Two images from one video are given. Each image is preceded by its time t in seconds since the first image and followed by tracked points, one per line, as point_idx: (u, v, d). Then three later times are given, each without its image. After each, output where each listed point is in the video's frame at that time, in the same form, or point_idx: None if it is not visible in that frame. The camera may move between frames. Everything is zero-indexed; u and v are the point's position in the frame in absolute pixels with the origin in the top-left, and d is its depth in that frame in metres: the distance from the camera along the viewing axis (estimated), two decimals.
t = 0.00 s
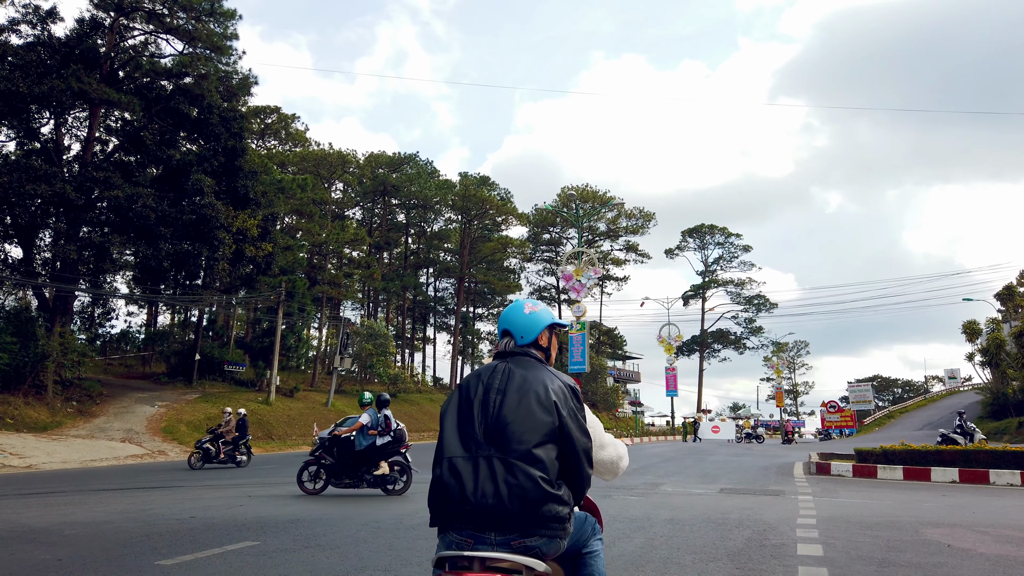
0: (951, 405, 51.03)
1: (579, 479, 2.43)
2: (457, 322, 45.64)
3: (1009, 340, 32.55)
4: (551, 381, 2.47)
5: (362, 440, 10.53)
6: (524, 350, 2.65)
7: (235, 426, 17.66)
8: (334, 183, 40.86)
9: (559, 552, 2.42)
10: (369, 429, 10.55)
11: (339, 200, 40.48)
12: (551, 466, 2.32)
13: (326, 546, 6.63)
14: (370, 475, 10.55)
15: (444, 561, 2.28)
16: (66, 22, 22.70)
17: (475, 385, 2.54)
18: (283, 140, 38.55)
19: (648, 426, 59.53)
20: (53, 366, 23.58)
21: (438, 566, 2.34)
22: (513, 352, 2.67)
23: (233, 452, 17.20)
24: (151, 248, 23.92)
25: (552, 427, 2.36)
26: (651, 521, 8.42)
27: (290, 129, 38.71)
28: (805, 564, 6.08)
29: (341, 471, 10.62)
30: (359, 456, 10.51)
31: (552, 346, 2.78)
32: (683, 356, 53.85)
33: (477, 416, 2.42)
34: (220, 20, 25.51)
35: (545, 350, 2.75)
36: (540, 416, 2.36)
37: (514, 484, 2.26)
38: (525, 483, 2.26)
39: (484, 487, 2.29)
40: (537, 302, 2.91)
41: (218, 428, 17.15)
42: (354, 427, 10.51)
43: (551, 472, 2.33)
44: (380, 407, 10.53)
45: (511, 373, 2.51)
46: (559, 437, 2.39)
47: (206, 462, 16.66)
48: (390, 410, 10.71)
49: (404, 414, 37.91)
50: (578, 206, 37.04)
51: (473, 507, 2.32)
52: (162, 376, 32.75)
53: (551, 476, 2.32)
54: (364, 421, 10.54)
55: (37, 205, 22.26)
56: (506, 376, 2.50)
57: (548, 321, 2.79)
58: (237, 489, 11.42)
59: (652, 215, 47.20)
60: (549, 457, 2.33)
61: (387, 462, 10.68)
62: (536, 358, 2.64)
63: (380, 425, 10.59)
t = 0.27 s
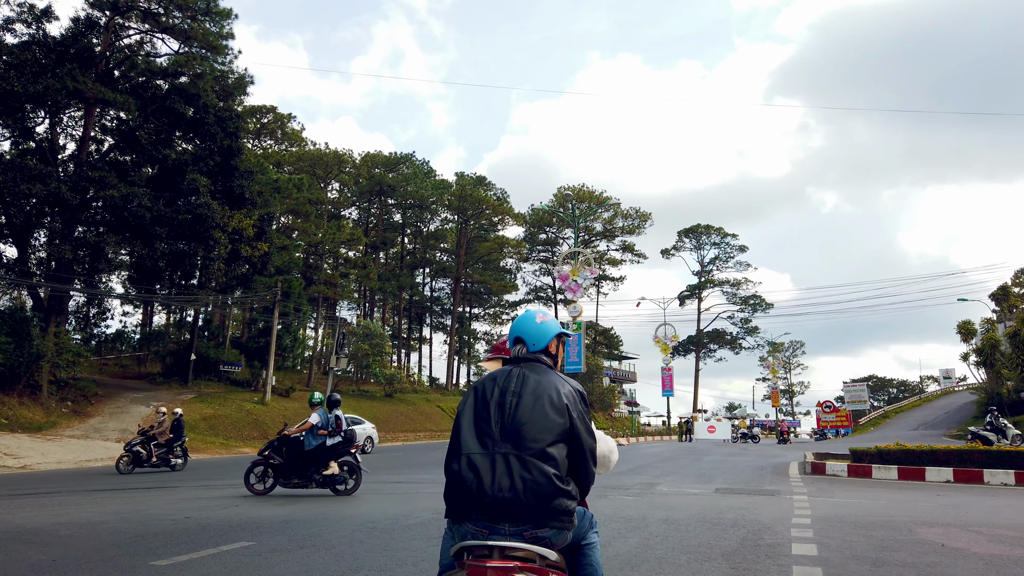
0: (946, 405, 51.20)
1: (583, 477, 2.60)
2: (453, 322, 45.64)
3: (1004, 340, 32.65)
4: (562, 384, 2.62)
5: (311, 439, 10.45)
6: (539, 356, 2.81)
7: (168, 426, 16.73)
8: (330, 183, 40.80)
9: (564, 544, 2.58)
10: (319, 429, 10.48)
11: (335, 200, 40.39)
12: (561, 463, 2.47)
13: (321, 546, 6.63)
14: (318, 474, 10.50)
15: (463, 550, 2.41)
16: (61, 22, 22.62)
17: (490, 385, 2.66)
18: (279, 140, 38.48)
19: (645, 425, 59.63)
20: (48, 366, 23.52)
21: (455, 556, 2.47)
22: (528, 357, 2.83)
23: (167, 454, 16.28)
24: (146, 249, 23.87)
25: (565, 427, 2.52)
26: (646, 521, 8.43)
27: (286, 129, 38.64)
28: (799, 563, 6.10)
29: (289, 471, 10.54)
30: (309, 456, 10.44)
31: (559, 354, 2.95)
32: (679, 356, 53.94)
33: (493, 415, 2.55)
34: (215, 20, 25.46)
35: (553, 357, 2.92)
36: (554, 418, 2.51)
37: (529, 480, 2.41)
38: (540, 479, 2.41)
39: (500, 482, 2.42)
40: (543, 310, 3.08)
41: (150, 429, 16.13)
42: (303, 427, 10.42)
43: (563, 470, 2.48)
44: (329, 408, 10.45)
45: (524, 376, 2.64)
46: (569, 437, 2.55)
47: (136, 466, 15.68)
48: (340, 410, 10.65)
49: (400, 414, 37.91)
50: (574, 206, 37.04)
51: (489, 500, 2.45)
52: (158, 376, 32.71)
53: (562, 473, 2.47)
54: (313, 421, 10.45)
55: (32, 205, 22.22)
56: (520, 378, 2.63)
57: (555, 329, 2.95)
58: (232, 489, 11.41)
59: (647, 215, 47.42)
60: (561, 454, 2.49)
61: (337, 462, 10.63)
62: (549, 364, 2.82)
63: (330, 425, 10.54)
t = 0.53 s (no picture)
0: (928, 405, 51.74)
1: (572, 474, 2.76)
2: (440, 321, 45.57)
3: (985, 340, 33.04)
4: (557, 388, 2.76)
5: (251, 440, 10.34)
6: (536, 358, 2.96)
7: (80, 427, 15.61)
8: (316, 182, 40.58)
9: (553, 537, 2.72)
10: (260, 429, 10.39)
11: (321, 199, 40.16)
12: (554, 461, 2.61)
13: (306, 546, 6.61)
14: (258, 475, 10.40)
15: (463, 541, 2.51)
16: (44, 18, 22.35)
17: (486, 387, 2.78)
18: (265, 138, 38.26)
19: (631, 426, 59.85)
20: (29, 366, 23.26)
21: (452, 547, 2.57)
22: (524, 358, 2.98)
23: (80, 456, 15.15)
24: (130, 248, 23.68)
25: (558, 429, 2.67)
26: (632, 520, 8.46)
27: (273, 127, 38.41)
28: (783, 562, 6.15)
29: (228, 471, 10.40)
30: (249, 456, 10.31)
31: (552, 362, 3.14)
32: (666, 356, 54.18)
33: (491, 415, 2.66)
34: (200, 17, 25.23)
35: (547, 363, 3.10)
36: (548, 421, 2.65)
37: (526, 478, 2.53)
38: (537, 476, 2.54)
39: (497, 478, 2.54)
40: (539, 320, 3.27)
41: (59, 431, 14.99)
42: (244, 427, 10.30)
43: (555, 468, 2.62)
44: (272, 409, 10.37)
45: (521, 379, 2.77)
46: (562, 437, 2.69)
47: (42, 471, 14.56)
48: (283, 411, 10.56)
49: (386, 414, 37.80)
50: (562, 206, 37.06)
51: (486, 495, 2.57)
52: (141, 376, 32.42)
53: (556, 472, 2.61)
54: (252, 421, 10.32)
55: (13, 202, 21.97)
56: (516, 381, 2.76)
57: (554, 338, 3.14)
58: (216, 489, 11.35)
59: (634, 215, 47.70)
60: (554, 454, 2.63)
61: (277, 462, 10.55)
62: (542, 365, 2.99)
63: (272, 425, 10.45)
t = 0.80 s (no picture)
0: (916, 405, 52.14)
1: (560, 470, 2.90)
2: (431, 321, 45.52)
3: (972, 340, 33.34)
4: (545, 391, 2.90)
5: (195, 440, 10.20)
6: (523, 359, 3.11)
7: None
8: (306, 181, 40.43)
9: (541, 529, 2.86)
10: (204, 429, 10.25)
11: (311, 198, 40.01)
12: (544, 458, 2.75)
13: (295, 547, 6.59)
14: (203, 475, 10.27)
15: (457, 533, 2.62)
16: (32, 15, 22.20)
17: (478, 387, 2.88)
18: (255, 137, 38.14)
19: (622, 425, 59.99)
20: (16, 365, 23.09)
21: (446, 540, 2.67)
22: (513, 359, 3.12)
23: None
24: (119, 246, 23.54)
25: (548, 429, 2.82)
26: (621, 520, 8.48)
27: (262, 126, 38.29)
28: (772, 561, 6.19)
29: (172, 472, 10.25)
30: (193, 457, 10.18)
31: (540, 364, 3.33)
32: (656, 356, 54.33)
33: (484, 415, 2.77)
34: (190, 15, 25.11)
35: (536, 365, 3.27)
36: (539, 422, 2.79)
37: (518, 475, 2.66)
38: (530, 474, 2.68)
39: (492, 476, 2.66)
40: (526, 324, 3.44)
41: None
42: (188, 426, 10.16)
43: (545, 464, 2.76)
44: (217, 407, 10.27)
45: (511, 380, 2.89)
46: (551, 436, 2.82)
47: None
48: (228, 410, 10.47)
49: (376, 413, 37.72)
50: (553, 206, 37.10)
51: (480, 492, 2.69)
52: (129, 376, 32.20)
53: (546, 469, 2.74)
54: (197, 421, 10.19)
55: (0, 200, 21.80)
56: (506, 382, 2.87)
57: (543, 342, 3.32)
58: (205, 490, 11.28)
59: (624, 215, 47.85)
60: (544, 452, 2.76)
61: (223, 462, 10.45)
62: (531, 367, 3.16)
63: (218, 424, 10.35)
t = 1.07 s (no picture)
0: (904, 404, 52.56)
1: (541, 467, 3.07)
2: (421, 321, 45.45)
3: (959, 340, 33.64)
4: (529, 393, 3.07)
5: (142, 440, 10.08)
6: (506, 361, 3.24)
7: None
8: (296, 180, 40.21)
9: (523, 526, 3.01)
10: (150, 429, 10.12)
11: (301, 197, 39.75)
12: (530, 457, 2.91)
13: (284, 547, 6.57)
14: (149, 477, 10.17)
15: (449, 529, 2.73)
16: (19, 12, 22.03)
17: (465, 389, 3.01)
18: (244, 136, 37.99)
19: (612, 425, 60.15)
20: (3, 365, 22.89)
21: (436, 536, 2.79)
22: (498, 363, 3.26)
23: None
24: (107, 245, 23.36)
25: (534, 429, 2.99)
26: (611, 519, 8.53)
27: (252, 124, 38.12)
28: (761, 560, 6.23)
29: (118, 474, 10.14)
30: (139, 458, 10.06)
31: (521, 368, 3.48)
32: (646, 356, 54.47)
33: (473, 416, 2.92)
34: (179, 13, 24.96)
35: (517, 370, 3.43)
36: (525, 422, 2.96)
37: (507, 473, 2.81)
38: (519, 472, 2.84)
39: (482, 474, 2.81)
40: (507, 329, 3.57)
41: None
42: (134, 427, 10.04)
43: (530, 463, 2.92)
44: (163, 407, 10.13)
45: (498, 382, 3.03)
46: (535, 436, 2.99)
47: None
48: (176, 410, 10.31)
49: (366, 413, 37.65)
50: (543, 206, 37.11)
51: (470, 489, 2.84)
52: (117, 375, 31.90)
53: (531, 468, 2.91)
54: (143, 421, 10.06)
55: None
56: (495, 385, 3.01)
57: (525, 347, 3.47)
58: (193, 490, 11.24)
59: (614, 215, 47.99)
60: (529, 452, 2.92)
61: (170, 463, 10.34)
62: (515, 372, 3.32)
63: (163, 426, 10.18)
